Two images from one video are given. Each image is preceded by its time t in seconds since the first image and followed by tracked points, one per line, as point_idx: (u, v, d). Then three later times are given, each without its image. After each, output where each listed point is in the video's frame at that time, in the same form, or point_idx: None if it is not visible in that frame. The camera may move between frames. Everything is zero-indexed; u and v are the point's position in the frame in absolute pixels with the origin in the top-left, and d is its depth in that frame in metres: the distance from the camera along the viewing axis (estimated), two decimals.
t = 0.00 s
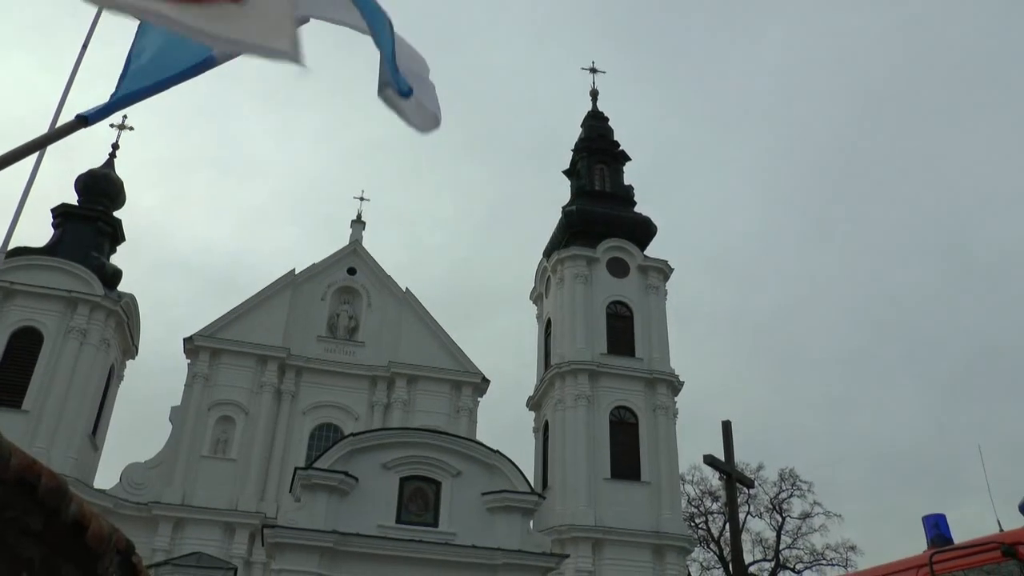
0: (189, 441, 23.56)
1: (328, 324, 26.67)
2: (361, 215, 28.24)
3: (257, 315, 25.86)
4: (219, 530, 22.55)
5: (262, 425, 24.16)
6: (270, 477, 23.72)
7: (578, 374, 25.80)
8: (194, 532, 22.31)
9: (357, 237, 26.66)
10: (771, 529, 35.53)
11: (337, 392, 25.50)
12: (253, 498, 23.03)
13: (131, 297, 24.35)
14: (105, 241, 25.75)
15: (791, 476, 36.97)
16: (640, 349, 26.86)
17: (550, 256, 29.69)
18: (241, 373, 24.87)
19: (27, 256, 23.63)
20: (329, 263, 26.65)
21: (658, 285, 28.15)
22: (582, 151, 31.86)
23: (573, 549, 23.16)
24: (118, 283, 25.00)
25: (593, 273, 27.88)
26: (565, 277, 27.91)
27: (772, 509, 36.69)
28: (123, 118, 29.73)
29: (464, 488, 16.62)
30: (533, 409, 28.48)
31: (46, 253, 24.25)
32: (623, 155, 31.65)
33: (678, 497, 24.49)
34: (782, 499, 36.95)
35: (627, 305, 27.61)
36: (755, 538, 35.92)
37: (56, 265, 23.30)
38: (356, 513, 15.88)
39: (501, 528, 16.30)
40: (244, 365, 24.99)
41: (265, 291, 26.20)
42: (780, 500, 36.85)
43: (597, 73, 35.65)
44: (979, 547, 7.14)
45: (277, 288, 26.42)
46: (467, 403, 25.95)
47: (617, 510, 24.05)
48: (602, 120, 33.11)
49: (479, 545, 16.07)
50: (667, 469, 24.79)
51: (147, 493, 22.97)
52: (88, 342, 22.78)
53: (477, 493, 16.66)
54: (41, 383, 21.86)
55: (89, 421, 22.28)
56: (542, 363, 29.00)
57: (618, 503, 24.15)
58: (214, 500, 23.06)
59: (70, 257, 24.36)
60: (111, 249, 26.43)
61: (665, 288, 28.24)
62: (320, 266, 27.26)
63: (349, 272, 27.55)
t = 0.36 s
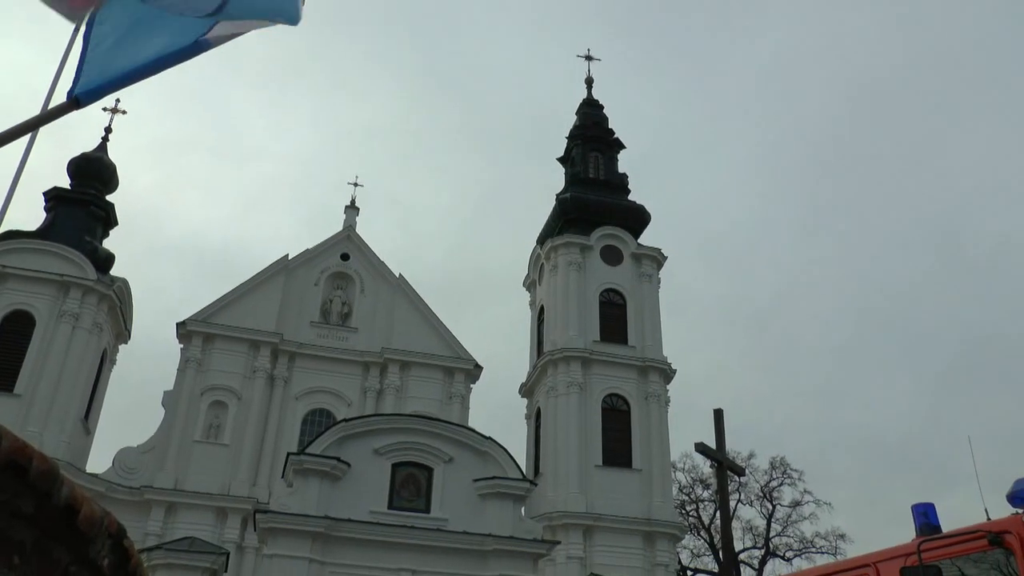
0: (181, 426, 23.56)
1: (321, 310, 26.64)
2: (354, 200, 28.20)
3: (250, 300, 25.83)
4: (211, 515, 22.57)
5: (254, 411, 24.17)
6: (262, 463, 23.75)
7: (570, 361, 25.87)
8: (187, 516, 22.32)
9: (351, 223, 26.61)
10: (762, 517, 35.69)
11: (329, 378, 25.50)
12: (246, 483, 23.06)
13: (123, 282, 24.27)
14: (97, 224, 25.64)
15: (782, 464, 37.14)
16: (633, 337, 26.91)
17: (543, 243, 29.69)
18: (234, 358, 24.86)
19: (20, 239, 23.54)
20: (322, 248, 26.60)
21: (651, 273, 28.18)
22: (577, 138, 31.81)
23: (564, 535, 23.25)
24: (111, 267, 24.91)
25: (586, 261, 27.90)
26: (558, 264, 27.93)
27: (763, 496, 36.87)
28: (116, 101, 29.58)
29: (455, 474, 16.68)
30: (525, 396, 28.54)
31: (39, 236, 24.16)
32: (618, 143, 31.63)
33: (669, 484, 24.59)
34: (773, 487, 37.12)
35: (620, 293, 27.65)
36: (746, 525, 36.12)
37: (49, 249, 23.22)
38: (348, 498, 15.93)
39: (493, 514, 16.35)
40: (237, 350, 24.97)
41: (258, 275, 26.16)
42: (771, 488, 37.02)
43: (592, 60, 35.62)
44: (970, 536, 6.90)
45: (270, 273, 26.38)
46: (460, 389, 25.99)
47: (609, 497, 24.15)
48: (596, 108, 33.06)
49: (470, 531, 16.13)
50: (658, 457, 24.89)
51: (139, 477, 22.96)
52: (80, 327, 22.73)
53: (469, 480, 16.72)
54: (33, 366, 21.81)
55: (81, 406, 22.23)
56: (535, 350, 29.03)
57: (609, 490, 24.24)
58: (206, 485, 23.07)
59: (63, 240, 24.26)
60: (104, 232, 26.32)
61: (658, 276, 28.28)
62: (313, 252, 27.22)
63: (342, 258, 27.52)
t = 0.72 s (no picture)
0: (174, 407, 23.58)
1: (315, 292, 26.62)
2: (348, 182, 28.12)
3: (243, 282, 25.78)
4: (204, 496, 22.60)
5: (247, 392, 24.20)
6: (255, 444, 23.81)
7: (563, 344, 25.94)
8: (180, 497, 22.36)
9: (344, 205, 26.55)
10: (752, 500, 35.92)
11: (322, 360, 25.53)
12: (238, 464, 23.11)
13: (115, 263, 24.16)
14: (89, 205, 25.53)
15: (773, 448, 37.36)
16: (625, 321, 26.97)
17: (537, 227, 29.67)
18: (227, 339, 24.84)
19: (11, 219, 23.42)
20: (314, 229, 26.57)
21: (645, 257, 28.20)
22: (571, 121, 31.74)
23: (556, 518, 23.38)
24: (103, 248, 24.82)
25: (580, 244, 27.91)
26: (552, 247, 27.93)
27: (754, 480, 37.10)
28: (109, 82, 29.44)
29: (447, 456, 16.74)
30: (518, 379, 28.63)
31: (31, 216, 24.05)
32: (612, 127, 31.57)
33: (660, 467, 24.73)
34: (763, 471, 37.35)
35: (613, 276, 27.69)
36: (736, 509, 36.37)
37: (41, 229, 23.13)
38: (340, 480, 15.99)
39: (485, 496, 16.44)
40: (230, 331, 24.97)
41: (251, 257, 26.11)
42: (762, 472, 37.25)
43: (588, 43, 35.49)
44: (955, 519, 5.98)
45: (263, 254, 26.32)
46: (453, 372, 26.04)
47: (600, 480, 24.30)
48: (591, 91, 32.97)
49: (462, 513, 16.20)
50: (649, 440, 25.03)
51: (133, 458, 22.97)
52: (73, 307, 22.67)
53: (461, 462, 16.78)
54: (25, 347, 21.76)
55: (74, 386, 22.21)
56: (529, 333, 29.07)
57: (601, 473, 24.38)
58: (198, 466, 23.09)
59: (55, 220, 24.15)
60: (96, 212, 26.20)
61: (651, 260, 28.31)
62: (307, 234, 27.17)
63: (336, 240, 27.48)
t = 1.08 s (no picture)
0: (169, 378, 23.62)
1: (309, 264, 26.59)
2: (342, 153, 27.99)
3: (237, 254, 25.72)
4: (200, 467, 22.69)
5: (242, 364, 24.24)
6: (250, 416, 23.90)
7: (557, 318, 25.98)
8: (175, 467, 22.44)
9: (339, 177, 26.46)
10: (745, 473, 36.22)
11: (317, 332, 25.55)
12: (233, 436, 23.20)
13: (108, 234, 24.07)
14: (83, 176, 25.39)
15: (765, 421, 37.63)
16: (620, 294, 27.03)
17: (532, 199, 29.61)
18: (221, 311, 24.83)
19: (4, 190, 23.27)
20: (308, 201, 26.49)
21: (639, 231, 28.21)
22: (566, 94, 31.58)
23: (550, 490, 23.56)
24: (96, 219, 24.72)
25: (574, 217, 27.89)
26: (547, 220, 27.90)
27: (746, 454, 37.39)
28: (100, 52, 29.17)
29: (441, 429, 16.84)
30: (512, 352, 28.71)
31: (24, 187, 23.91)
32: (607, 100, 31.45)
33: (653, 440, 24.91)
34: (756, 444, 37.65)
35: (608, 250, 27.71)
36: (728, 482, 36.67)
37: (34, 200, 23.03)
38: (335, 452, 16.07)
39: (479, 467, 16.56)
40: (225, 304, 24.94)
41: (245, 229, 26.04)
42: (754, 446, 37.54)
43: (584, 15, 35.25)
44: (942, 492, 5.45)
45: (257, 226, 26.23)
46: (448, 345, 26.11)
47: (594, 452, 24.46)
48: (587, 63, 32.79)
49: (457, 485, 16.31)
50: (643, 414, 25.18)
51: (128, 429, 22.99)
52: (67, 279, 22.61)
53: (455, 434, 16.88)
54: (19, 318, 21.71)
55: (68, 358, 22.19)
56: (523, 307, 29.11)
57: (595, 446, 24.54)
58: (194, 437, 23.15)
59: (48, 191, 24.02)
60: (89, 183, 26.06)
61: (646, 234, 28.33)
62: (301, 206, 27.11)
63: (330, 212, 27.41)
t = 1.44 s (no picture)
0: (165, 356, 23.63)
1: (304, 241, 26.54)
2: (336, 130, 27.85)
3: (232, 231, 25.65)
4: (196, 444, 22.77)
5: (237, 342, 24.26)
6: (245, 394, 23.96)
7: (552, 296, 26.02)
8: (172, 444, 22.51)
9: (333, 154, 26.34)
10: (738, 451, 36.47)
11: (312, 310, 25.56)
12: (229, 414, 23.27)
13: (102, 211, 23.97)
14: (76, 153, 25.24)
15: (759, 399, 37.84)
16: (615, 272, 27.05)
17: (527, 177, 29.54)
18: (216, 288, 24.80)
19: None
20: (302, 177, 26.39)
21: (635, 209, 28.18)
22: (561, 70, 31.41)
23: (545, 467, 23.71)
24: (90, 196, 24.60)
25: (570, 195, 27.84)
26: (542, 198, 27.85)
27: (739, 431, 37.63)
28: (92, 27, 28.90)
29: (436, 406, 16.90)
30: (507, 330, 28.77)
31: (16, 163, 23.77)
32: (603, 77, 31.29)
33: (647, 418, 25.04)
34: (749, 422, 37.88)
35: (603, 228, 27.69)
36: (722, 460, 36.92)
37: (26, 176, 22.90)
38: (330, 429, 16.13)
39: (473, 444, 16.64)
40: (220, 281, 24.91)
41: (240, 206, 25.93)
42: (747, 424, 37.77)
43: None
44: (933, 468, 5.27)
45: (251, 203, 26.13)
46: (443, 323, 26.14)
47: (588, 430, 24.58)
48: (583, 40, 32.59)
49: (452, 462, 16.40)
50: (637, 392, 25.29)
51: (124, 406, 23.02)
52: (61, 256, 22.54)
53: (450, 412, 16.96)
54: (13, 296, 21.67)
55: (63, 335, 22.18)
56: (518, 285, 29.14)
57: (589, 424, 24.66)
58: (190, 415, 23.20)
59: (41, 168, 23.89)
60: (83, 160, 25.91)
61: (641, 212, 28.30)
62: (296, 182, 27.00)
63: (324, 189, 27.31)
